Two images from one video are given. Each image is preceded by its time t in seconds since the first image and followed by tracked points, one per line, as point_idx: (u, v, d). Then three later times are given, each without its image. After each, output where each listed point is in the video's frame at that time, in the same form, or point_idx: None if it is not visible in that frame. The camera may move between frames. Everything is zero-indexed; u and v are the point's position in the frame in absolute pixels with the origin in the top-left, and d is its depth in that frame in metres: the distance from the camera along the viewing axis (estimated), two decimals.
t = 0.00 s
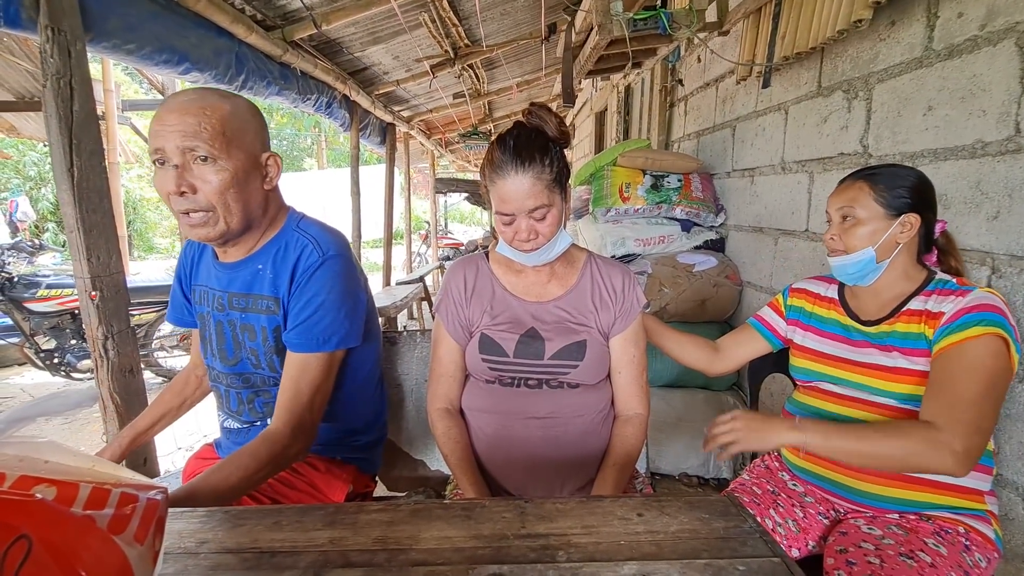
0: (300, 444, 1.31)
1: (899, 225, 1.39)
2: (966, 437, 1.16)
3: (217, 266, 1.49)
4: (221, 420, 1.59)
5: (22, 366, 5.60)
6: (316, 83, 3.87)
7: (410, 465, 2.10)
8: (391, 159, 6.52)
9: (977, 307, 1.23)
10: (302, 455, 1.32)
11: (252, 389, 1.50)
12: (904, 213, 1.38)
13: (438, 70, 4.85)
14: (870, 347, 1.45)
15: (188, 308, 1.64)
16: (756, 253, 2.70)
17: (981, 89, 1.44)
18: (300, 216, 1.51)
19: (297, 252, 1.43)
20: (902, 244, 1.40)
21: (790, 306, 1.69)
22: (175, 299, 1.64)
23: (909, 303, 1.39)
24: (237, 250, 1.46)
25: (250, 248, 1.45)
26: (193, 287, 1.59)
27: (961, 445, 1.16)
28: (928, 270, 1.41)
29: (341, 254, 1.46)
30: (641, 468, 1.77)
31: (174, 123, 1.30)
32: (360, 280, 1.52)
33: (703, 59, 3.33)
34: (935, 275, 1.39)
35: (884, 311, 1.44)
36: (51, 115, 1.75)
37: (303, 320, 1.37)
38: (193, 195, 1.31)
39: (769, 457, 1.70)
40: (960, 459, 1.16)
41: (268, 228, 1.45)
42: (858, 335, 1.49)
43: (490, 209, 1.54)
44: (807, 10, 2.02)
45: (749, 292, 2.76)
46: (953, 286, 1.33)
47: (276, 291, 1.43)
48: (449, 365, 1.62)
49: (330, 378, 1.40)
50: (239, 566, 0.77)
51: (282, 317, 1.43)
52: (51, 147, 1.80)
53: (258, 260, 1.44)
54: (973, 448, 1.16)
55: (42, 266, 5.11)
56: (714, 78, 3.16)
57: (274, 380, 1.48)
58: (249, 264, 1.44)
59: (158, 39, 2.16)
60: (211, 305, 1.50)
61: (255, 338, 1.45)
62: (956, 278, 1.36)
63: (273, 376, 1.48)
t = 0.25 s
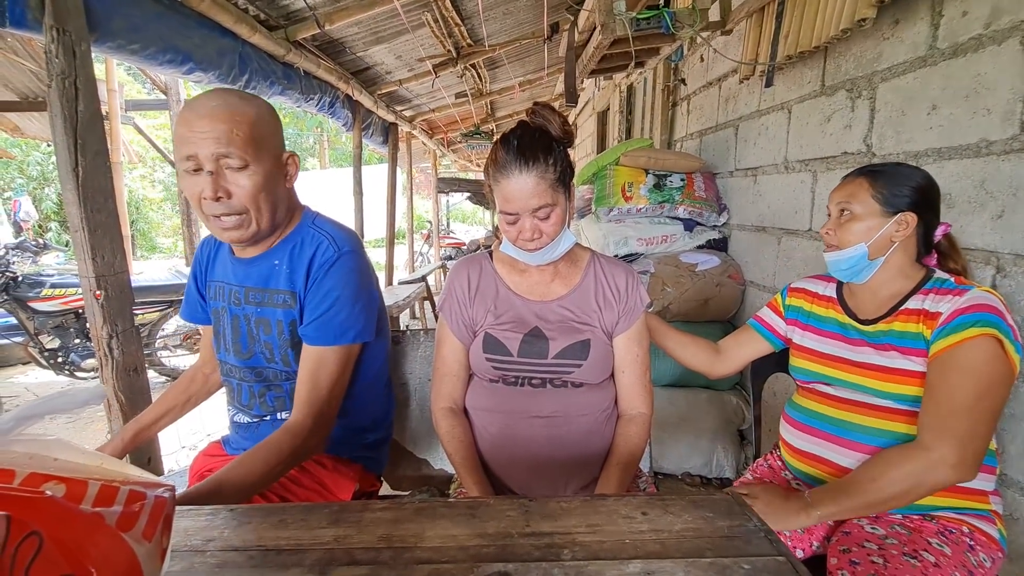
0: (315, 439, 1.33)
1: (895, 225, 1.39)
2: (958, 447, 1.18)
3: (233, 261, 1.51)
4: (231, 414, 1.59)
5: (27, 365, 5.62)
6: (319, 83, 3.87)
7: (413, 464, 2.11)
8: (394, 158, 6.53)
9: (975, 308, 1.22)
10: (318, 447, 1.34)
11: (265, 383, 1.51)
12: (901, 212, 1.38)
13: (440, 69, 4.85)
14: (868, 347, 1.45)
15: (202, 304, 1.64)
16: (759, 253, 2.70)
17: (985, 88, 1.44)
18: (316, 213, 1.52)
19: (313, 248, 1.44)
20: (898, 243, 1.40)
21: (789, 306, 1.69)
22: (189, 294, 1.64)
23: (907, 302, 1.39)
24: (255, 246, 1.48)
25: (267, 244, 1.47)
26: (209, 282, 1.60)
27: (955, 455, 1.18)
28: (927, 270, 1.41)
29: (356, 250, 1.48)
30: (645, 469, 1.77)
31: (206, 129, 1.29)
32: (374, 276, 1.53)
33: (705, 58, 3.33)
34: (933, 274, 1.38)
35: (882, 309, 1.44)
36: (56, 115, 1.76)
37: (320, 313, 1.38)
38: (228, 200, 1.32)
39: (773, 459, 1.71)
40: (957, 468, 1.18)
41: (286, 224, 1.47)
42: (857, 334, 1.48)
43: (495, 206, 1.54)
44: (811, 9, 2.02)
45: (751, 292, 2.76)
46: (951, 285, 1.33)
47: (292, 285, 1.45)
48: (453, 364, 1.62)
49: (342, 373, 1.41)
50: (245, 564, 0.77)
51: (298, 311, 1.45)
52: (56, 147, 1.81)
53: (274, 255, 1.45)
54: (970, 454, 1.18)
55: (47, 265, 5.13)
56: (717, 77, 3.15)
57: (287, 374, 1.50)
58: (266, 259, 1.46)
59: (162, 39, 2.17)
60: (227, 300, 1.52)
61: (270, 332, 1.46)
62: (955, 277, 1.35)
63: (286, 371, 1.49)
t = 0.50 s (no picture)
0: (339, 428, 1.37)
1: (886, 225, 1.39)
2: (961, 443, 1.18)
3: (251, 256, 1.53)
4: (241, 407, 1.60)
5: (30, 364, 5.63)
6: (322, 83, 3.88)
7: (416, 463, 2.11)
8: (396, 158, 6.53)
9: (973, 303, 1.22)
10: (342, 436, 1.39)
11: (278, 376, 1.52)
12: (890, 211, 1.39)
13: (443, 68, 4.84)
14: (866, 344, 1.45)
15: (215, 300, 1.65)
16: (762, 252, 2.70)
17: (989, 87, 1.44)
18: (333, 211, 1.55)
19: (332, 243, 1.47)
20: (890, 242, 1.41)
21: (789, 305, 1.69)
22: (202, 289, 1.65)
23: (905, 299, 1.39)
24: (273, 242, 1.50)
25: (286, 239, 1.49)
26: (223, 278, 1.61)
27: (958, 450, 1.18)
28: (924, 267, 1.40)
29: (374, 246, 1.51)
30: (648, 468, 1.77)
31: (248, 141, 1.32)
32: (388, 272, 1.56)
33: (708, 58, 3.32)
34: (931, 271, 1.38)
35: (881, 306, 1.44)
36: (60, 114, 1.76)
37: (342, 305, 1.41)
38: (270, 207, 1.37)
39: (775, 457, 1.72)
40: (961, 463, 1.18)
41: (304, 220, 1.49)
42: (854, 331, 1.48)
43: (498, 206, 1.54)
44: (814, 8, 2.01)
45: (754, 291, 2.76)
46: (948, 282, 1.33)
47: (312, 279, 1.47)
48: (456, 363, 1.62)
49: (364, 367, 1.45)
50: (251, 561, 0.78)
51: (318, 305, 1.47)
52: (60, 146, 1.81)
53: (293, 250, 1.48)
54: (973, 448, 1.18)
55: (50, 264, 5.14)
56: (720, 76, 3.15)
57: (302, 368, 1.51)
58: (284, 254, 1.48)
59: (166, 39, 2.17)
60: (243, 294, 1.53)
61: (287, 326, 1.48)
62: (952, 274, 1.35)
63: (301, 365, 1.50)
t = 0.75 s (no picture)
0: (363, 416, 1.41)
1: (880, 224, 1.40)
2: (964, 441, 1.17)
3: (263, 252, 1.55)
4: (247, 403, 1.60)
5: (31, 363, 5.63)
6: (322, 82, 3.87)
7: (416, 462, 2.11)
8: (396, 158, 6.52)
9: (977, 303, 1.22)
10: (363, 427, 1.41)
11: (287, 371, 1.52)
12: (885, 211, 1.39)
13: (444, 68, 4.83)
14: (870, 344, 1.45)
15: (224, 298, 1.66)
16: (763, 252, 2.69)
17: (991, 86, 1.43)
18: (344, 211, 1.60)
19: (345, 240, 1.51)
20: (885, 242, 1.42)
21: (791, 305, 1.68)
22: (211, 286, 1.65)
23: (909, 298, 1.38)
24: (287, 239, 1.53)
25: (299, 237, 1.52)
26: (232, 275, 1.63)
27: (961, 447, 1.17)
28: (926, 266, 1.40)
29: (385, 245, 1.55)
30: (648, 467, 1.77)
31: (273, 142, 1.36)
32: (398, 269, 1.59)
33: (709, 57, 3.32)
34: (933, 270, 1.38)
35: (883, 305, 1.44)
36: (61, 113, 1.76)
37: (357, 300, 1.45)
38: (292, 207, 1.41)
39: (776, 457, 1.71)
40: (963, 461, 1.18)
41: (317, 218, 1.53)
42: (858, 331, 1.48)
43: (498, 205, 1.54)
44: (816, 7, 2.01)
45: (755, 291, 2.75)
46: (952, 281, 1.32)
47: (326, 275, 1.50)
48: (457, 362, 1.62)
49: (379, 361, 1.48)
50: (251, 561, 0.77)
51: (331, 300, 1.50)
52: (61, 145, 1.81)
53: (306, 247, 1.51)
54: (976, 447, 1.17)
55: (51, 263, 5.15)
56: (721, 76, 3.14)
57: (311, 364, 1.52)
58: (297, 251, 1.51)
59: (167, 38, 2.17)
60: (255, 291, 1.55)
61: (299, 321, 1.50)
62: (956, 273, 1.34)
63: (310, 360, 1.51)
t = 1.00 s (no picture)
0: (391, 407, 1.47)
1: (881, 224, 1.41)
2: (964, 439, 1.18)
3: (275, 249, 1.57)
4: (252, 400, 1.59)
5: (33, 361, 5.64)
6: (324, 82, 3.88)
7: (417, 462, 2.11)
8: (398, 158, 6.53)
9: (982, 303, 1.22)
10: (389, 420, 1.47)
11: (295, 367, 1.53)
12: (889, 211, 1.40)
13: (445, 68, 4.84)
14: (874, 345, 1.45)
15: (232, 295, 1.67)
16: (764, 253, 2.69)
17: (993, 87, 1.43)
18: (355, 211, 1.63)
19: (356, 238, 1.53)
20: (886, 241, 1.43)
21: (795, 306, 1.69)
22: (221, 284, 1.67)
23: (914, 300, 1.38)
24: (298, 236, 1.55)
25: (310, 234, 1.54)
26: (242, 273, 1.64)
27: (961, 445, 1.18)
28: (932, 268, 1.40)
29: (395, 244, 1.58)
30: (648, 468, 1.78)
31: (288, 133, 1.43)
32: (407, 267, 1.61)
33: (711, 58, 3.32)
34: (938, 272, 1.38)
35: (888, 307, 1.44)
36: (64, 113, 1.77)
37: (371, 295, 1.47)
38: (302, 197, 1.46)
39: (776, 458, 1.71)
40: (962, 460, 1.18)
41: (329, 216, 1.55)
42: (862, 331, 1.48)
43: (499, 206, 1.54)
44: (817, 8, 2.01)
45: (756, 292, 2.75)
46: (957, 283, 1.32)
47: (337, 271, 1.52)
48: (458, 362, 1.62)
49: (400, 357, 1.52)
50: (252, 559, 0.78)
51: (343, 296, 1.51)
52: (64, 145, 1.81)
53: (318, 244, 1.53)
54: (977, 446, 1.17)
55: (53, 262, 5.16)
56: (722, 76, 3.14)
57: (318, 360, 1.52)
58: (309, 248, 1.53)
59: (169, 38, 2.17)
60: (265, 287, 1.56)
61: (309, 317, 1.51)
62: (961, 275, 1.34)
63: (318, 357, 1.52)
